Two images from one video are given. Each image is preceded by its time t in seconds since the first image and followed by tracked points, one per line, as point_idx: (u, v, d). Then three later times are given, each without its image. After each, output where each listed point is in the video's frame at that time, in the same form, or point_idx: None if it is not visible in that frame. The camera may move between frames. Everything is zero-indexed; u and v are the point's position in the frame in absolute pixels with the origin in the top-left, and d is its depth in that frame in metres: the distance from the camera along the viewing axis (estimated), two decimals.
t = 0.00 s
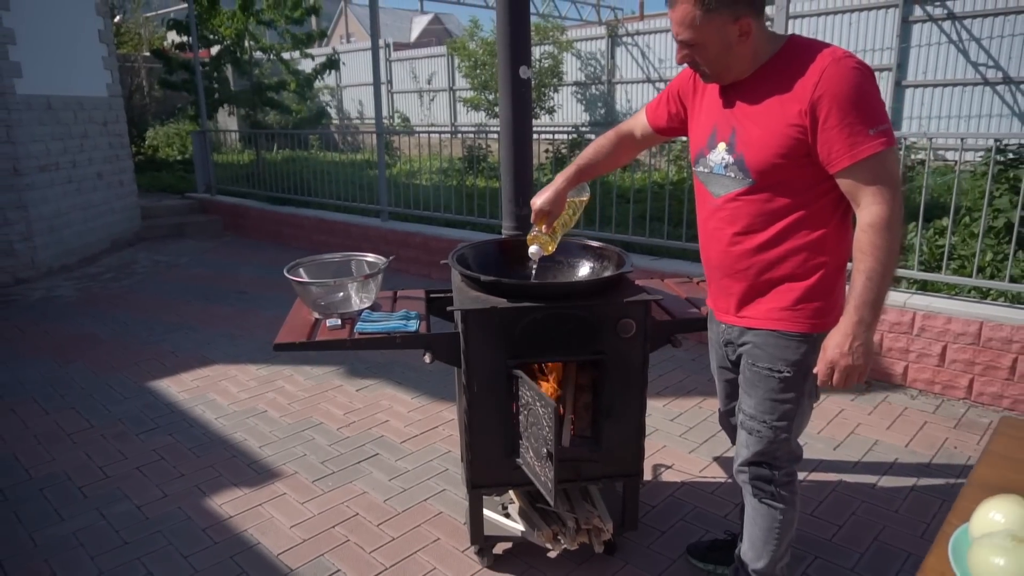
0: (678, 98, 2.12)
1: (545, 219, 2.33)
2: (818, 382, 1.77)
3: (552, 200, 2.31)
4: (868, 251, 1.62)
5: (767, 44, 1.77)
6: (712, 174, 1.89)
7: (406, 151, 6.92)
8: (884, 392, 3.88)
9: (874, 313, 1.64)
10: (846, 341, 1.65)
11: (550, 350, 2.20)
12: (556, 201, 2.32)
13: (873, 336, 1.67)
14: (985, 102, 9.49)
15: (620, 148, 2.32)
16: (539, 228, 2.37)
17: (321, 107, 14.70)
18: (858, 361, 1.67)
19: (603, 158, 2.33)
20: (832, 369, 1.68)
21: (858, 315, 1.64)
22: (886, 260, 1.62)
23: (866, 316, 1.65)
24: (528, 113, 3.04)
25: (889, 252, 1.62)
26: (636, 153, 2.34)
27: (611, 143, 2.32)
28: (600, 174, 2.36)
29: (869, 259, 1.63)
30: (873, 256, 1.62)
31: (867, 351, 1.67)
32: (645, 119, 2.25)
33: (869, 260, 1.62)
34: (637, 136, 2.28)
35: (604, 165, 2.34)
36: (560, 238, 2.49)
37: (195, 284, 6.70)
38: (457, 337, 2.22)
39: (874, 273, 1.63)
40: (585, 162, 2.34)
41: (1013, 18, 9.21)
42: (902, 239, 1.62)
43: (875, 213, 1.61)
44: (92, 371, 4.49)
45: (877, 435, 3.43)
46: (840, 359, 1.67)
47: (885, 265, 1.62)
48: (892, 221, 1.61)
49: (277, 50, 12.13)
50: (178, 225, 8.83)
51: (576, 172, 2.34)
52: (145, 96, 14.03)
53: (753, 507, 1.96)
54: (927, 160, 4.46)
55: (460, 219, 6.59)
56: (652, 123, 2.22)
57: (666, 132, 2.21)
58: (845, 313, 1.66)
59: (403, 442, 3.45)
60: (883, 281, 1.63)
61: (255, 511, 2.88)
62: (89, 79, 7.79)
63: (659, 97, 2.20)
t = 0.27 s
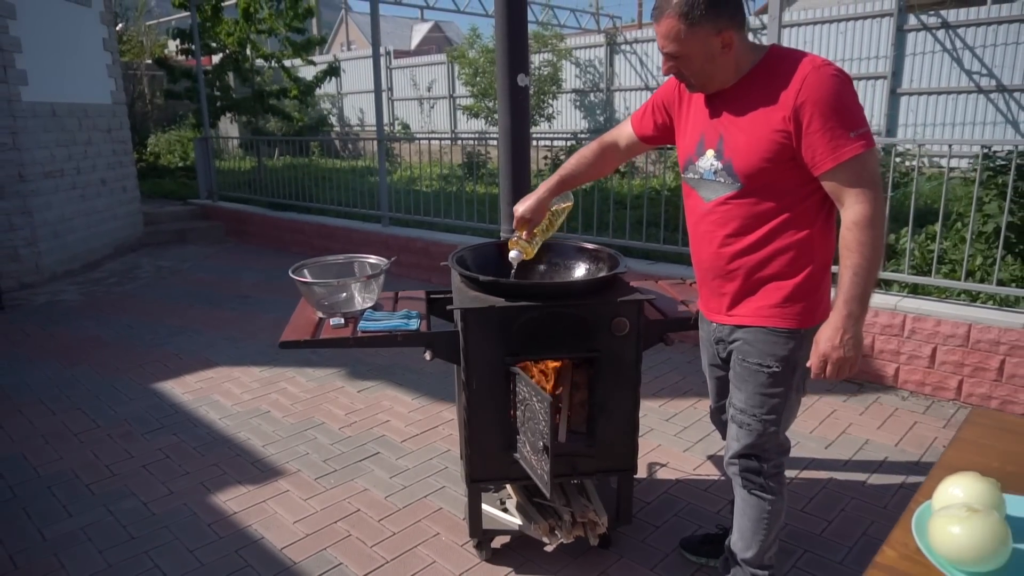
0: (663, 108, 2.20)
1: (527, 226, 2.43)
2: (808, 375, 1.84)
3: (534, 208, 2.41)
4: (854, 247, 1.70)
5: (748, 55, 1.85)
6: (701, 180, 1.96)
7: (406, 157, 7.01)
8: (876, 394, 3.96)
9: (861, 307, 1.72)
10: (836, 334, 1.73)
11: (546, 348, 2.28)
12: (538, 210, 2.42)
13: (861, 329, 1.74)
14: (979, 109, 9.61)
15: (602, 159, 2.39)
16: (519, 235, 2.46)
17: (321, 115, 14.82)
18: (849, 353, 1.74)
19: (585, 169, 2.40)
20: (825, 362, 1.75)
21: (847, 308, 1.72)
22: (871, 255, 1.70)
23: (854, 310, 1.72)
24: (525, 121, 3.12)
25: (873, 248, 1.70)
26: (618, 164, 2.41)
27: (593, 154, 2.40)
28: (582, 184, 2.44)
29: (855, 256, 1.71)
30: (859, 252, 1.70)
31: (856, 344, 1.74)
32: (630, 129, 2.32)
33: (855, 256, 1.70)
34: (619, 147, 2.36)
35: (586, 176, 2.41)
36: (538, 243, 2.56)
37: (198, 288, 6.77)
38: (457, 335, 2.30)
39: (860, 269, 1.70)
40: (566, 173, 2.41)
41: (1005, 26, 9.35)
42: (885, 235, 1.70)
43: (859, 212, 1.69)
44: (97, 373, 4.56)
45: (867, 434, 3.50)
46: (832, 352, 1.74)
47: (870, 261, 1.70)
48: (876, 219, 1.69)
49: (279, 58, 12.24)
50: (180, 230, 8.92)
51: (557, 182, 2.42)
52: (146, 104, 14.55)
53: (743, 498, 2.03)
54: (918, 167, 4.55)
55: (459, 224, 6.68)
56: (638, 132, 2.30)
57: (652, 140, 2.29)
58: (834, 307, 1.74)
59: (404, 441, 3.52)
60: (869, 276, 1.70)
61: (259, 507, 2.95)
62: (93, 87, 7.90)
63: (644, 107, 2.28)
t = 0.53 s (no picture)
0: (646, 115, 2.29)
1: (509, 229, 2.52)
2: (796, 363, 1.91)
3: (516, 212, 2.50)
4: (836, 240, 1.79)
5: (727, 61, 1.94)
6: (688, 181, 2.04)
7: (406, 160, 7.09)
8: (866, 391, 4.04)
9: (845, 295, 1.80)
10: (823, 323, 1.81)
11: (541, 342, 2.36)
12: (520, 213, 2.51)
13: (845, 316, 1.82)
14: (974, 113, 9.72)
15: (584, 165, 2.47)
16: (501, 237, 2.53)
17: (321, 119, 14.94)
18: (836, 339, 1.82)
19: (568, 178, 2.49)
20: (813, 350, 1.83)
21: (833, 297, 1.80)
22: (852, 247, 1.79)
23: (839, 299, 1.80)
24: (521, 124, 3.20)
25: (855, 239, 1.79)
26: (600, 171, 2.50)
27: (576, 161, 2.47)
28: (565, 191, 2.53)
29: (837, 247, 1.79)
30: (841, 244, 1.78)
31: (841, 331, 1.82)
32: (613, 135, 2.41)
33: (838, 248, 1.79)
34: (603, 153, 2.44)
35: (568, 182, 2.50)
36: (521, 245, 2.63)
37: (201, 289, 6.86)
38: (455, 330, 2.39)
39: (843, 260, 1.79)
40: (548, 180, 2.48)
41: (999, 31, 9.48)
42: (865, 226, 1.79)
43: (840, 205, 1.77)
44: (103, 372, 4.65)
45: (856, 430, 3.59)
46: (819, 340, 1.82)
47: (851, 252, 1.78)
48: (856, 212, 1.78)
49: (280, 62, 12.36)
50: (183, 232, 9.01)
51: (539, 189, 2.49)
52: (149, 107, 14.71)
53: (730, 485, 2.10)
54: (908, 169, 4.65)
55: (459, 226, 6.78)
56: (622, 138, 2.39)
57: (636, 145, 2.38)
58: (820, 297, 1.82)
59: (404, 436, 3.61)
60: (851, 266, 1.79)
61: (263, 499, 3.03)
62: (97, 92, 8.00)
63: (627, 114, 2.37)
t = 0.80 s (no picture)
0: (634, 120, 2.37)
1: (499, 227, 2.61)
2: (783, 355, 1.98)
3: (506, 212, 2.58)
4: (820, 233, 1.86)
5: (710, 65, 2.02)
6: (677, 182, 2.11)
7: (406, 161, 7.17)
8: (857, 387, 4.12)
9: (830, 287, 1.87)
10: (809, 313, 1.88)
11: (536, 338, 2.44)
12: (510, 213, 2.59)
13: (830, 307, 1.89)
14: (970, 114, 9.81)
15: (573, 169, 2.56)
16: (491, 233, 2.63)
17: (322, 119, 15.03)
18: (822, 328, 1.89)
19: (557, 178, 2.56)
20: (801, 339, 1.90)
21: (818, 289, 1.87)
22: (835, 239, 1.86)
23: (824, 289, 1.88)
24: (517, 126, 3.26)
25: (838, 232, 1.86)
26: (588, 176, 2.59)
27: (565, 164, 2.56)
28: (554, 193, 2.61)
29: (821, 240, 1.87)
30: (825, 237, 1.86)
31: (827, 320, 1.89)
32: (601, 140, 2.50)
33: (822, 241, 1.86)
34: (591, 157, 2.53)
35: (557, 185, 2.58)
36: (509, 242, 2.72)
37: (203, 288, 6.94)
38: (453, 325, 2.47)
39: (827, 252, 1.86)
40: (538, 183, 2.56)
41: (995, 32, 9.56)
42: (846, 219, 1.87)
43: (822, 200, 1.85)
44: (108, 368, 4.73)
45: (846, 425, 3.66)
46: (807, 329, 1.89)
47: (834, 245, 1.86)
48: (838, 206, 1.85)
49: (281, 63, 12.44)
50: (185, 232, 9.10)
51: (528, 191, 2.58)
52: (151, 108, 14.79)
53: (719, 473, 2.18)
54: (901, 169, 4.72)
55: (458, 226, 6.86)
56: (610, 141, 2.47)
57: (624, 149, 2.46)
58: (806, 288, 1.89)
59: (403, 431, 3.69)
60: (835, 258, 1.86)
61: (267, 491, 3.11)
62: (101, 93, 8.09)
63: (615, 118, 2.45)
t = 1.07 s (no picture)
0: (624, 125, 2.46)
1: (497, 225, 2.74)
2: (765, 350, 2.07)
3: (505, 210, 2.69)
4: (798, 233, 1.94)
5: (693, 73, 2.11)
6: (665, 185, 2.20)
7: (406, 164, 7.25)
8: (849, 386, 4.20)
9: (808, 284, 1.95)
10: (789, 309, 1.96)
11: (531, 335, 2.52)
12: (507, 211, 2.71)
13: (809, 303, 1.97)
14: (964, 117, 9.90)
15: (568, 172, 2.64)
16: (490, 230, 2.74)
17: (323, 123, 15.13)
18: (801, 324, 1.97)
19: (552, 179, 2.66)
20: (780, 334, 1.98)
21: (796, 286, 1.95)
22: (813, 238, 1.95)
23: (803, 286, 1.96)
24: (514, 130, 3.32)
25: (816, 230, 1.95)
26: (582, 178, 2.67)
27: (561, 166, 2.65)
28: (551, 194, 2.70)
29: (800, 240, 1.95)
30: (803, 236, 1.94)
31: (806, 316, 1.97)
32: (595, 143, 2.59)
33: (801, 239, 1.94)
34: (586, 161, 2.62)
35: (553, 187, 2.67)
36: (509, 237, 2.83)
37: (205, 289, 7.02)
38: (450, 323, 2.55)
39: (805, 251, 1.94)
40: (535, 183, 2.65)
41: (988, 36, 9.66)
42: (824, 219, 1.95)
43: (801, 200, 1.93)
44: (113, 368, 4.81)
45: (837, 422, 3.75)
46: (786, 325, 1.97)
47: (812, 243, 1.94)
48: (816, 205, 1.94)
49: (283, 67, 12.54)
50: (187, 235, 9.18)
51: (525, 191, 2.67)
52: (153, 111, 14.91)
53: (707, 465, 2.26)
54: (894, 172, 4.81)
55: (457, 228, 6.95)
56: (602, 145, 2.56)
57: (615, 153, 2.55)
58: (786, 286, 1.97)
59: (403, 428, 3.77)
60: (813, 256, 1.94)
61: (269, 486, 3.19)
62: (104, 96, 8.18)
63: (606, 123, 2.54)
